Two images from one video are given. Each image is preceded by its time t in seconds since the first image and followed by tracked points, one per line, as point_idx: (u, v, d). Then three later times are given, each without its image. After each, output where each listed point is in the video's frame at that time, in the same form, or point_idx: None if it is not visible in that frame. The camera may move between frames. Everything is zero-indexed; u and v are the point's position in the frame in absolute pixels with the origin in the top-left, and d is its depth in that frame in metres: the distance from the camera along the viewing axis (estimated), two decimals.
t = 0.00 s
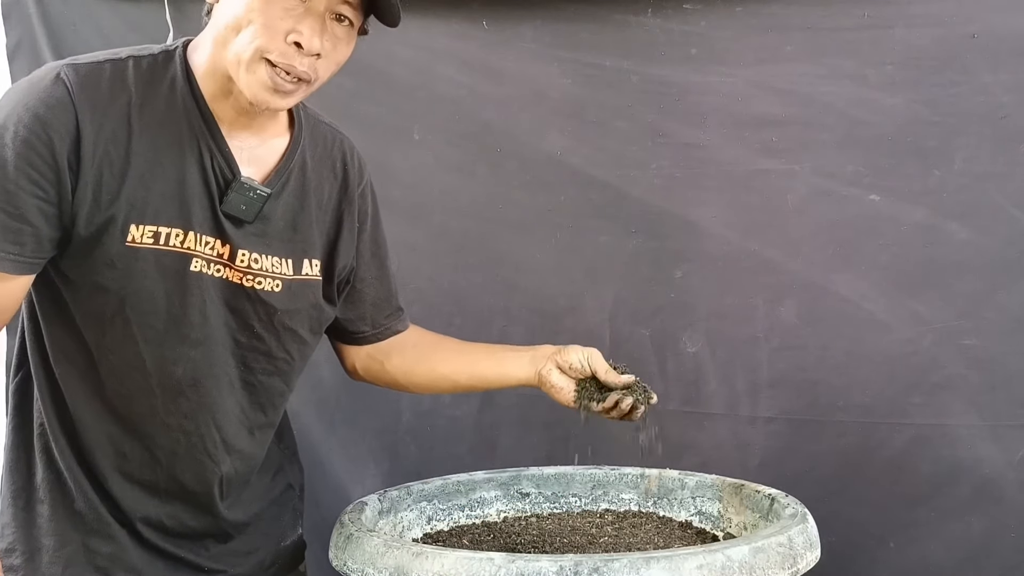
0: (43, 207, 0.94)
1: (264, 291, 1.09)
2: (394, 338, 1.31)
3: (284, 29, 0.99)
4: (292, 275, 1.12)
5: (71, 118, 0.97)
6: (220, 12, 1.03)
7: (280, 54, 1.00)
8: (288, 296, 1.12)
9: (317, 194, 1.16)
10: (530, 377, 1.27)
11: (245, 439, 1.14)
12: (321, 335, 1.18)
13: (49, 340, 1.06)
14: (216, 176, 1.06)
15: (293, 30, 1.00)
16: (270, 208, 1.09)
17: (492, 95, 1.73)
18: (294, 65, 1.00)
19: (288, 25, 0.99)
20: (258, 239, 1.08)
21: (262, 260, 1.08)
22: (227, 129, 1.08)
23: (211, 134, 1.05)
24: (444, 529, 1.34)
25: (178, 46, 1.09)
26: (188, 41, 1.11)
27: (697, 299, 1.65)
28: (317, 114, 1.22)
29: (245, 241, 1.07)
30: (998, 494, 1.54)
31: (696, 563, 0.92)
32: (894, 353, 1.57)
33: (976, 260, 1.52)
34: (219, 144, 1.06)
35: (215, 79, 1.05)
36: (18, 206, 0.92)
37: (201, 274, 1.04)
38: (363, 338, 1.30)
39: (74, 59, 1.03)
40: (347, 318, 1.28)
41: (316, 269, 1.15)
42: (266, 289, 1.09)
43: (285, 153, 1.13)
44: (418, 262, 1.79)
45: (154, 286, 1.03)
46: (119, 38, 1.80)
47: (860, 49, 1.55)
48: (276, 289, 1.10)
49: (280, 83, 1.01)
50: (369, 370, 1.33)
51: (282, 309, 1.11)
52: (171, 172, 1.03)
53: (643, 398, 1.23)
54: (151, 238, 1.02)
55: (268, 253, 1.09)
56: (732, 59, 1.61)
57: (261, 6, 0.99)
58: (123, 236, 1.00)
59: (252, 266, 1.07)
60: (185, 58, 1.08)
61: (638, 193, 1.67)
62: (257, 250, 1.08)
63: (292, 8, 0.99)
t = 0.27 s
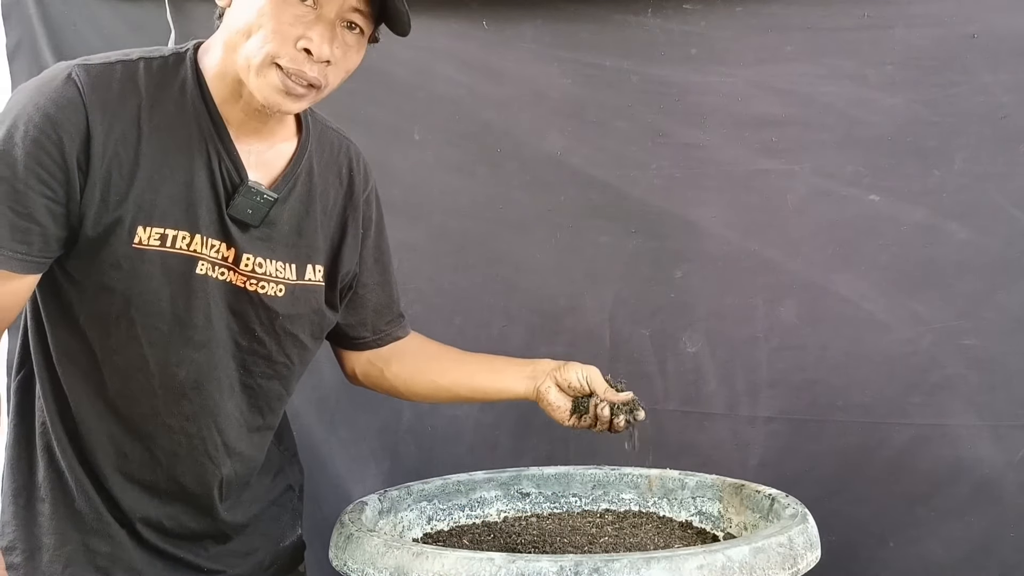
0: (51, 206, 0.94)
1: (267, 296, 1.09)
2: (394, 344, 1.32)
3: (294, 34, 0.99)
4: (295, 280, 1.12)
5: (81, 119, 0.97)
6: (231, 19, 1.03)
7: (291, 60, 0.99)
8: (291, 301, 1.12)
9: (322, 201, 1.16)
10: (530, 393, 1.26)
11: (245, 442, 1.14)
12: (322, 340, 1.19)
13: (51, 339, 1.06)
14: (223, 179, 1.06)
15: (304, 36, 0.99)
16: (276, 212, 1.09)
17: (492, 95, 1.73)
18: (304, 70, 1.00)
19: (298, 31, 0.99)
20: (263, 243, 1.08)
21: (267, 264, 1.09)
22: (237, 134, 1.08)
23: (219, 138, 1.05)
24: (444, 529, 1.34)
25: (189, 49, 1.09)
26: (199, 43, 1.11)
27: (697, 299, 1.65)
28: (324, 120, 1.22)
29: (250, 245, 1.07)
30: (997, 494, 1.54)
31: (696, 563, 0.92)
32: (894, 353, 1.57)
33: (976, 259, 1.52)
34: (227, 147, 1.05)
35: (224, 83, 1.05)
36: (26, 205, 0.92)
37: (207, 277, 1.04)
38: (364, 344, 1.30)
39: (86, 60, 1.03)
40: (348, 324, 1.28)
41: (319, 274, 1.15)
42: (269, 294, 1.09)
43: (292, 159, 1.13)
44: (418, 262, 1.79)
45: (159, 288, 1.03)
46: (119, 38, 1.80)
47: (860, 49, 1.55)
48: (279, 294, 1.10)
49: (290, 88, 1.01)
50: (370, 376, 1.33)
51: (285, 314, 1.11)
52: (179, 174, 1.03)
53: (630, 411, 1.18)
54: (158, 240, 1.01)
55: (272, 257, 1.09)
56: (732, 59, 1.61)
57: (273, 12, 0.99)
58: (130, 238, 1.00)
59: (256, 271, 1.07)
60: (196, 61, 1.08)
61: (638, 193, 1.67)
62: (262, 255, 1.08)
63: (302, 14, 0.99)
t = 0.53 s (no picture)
0: (57, 208, 0.94)
1: (270, 299, 1.09)
2: (398, 347, 1.31)
3: (305, 39, 0.99)
4: (299, 284, 1.12)
5: (88, 121, 0.97)
6: (239, 23, 1.03)
7: (302, 64, 0.99)
8: (294, 305, 1.12)
9: (326, 205, 1.16)
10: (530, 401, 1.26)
11: (245, 445, 1.14)
12: (325, 344, 1.19)
13: (53, 339, 1.06)
14: (228, 183, 1.06)
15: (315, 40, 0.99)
16: (280, 216, 1.09)
17: (492, 95, 1.73)
18: (315, 74, 1.00)
19: (308, 35, 0.99)
20: (267, 247, 1.09)
21: (270, 268, 1.09)
22: (243, 137, 1.08)
23: (225, 141, 1.05)
24: (444, 529, 1.34)
25: (196, 50, 1.09)
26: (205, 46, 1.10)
27: (697, 300, 1.66)
28: (330, 122, 1.22)
29: (254, 248, 1.07)
30: (997, 493, 1.54)
31: (696, 563, 0.92)
32: (894, 353, 1.57)
33: (975, 259, 1.52)
34: (233, 151, 1.05)
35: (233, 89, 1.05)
36: (32, 207, 0.92)
37: (211, 280, 1.05)
38: (365, 348, 1.30)
39: (93, 61, 1.03)
40: (349, 327, 1.28)
41: (322, 278, 1.15)
42: (272, 298, 1.09)
43: (297, 163, 1.13)
44: (418, 262, 1.79)
45: (163, 291, 1.03)
46: (119, 38, 1.80)
47: (860, 49, 1.55)
48: (282, 298, 1.10)
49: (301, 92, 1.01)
50: (373, 380, 1.33)
51: (287, 318, 1.12)
52: (186, 177, 1.03)
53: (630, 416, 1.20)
54: (163, 243, 1.01)
55: (276, 261, 1.09)
56: (732, 59, 1.61)
57: (282, 17, 0.99)
58: (135, 240, 1.00)
59: (259, 274, 1.08)
60: (203, 64, 1.07)
61: (639, 194, 1.67)
62: (265, 258, 1.08)
63: (311, 18, 0.99)
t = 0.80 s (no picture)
0: (62, 210, 0.94)
1: (272, 303, 1.09)
2: (399, 350, 1.31)
3: (314, 46, 0.99)
4: (300, 288, 1.12)
5: (93, 123, 0.97)
6: (246, 30, 1.03)
7: (312, 72, 0.99)
8: (296, 308, 1.12)
9: (329, 208, 1.16)
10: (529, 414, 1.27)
11: (245, 448, 1.14)
12: (326, 346, 1.19)
13: (55, 340, 1.06)
14: (231, 186, 1.05)
15: (325, 47, 0.99)
16: (283, 220, 1.09)
17: (492, 96, 1.73)
18: (324, 82, 1.00)
19: (317, 42, 0.99)
20: (269, 250, 1.08)
21: (272, 272, 1.08)
22: (247, 141, 1.08)
23: (228, 144, 1.05)
24: (444, 529, 1.34)
25: (201, 53, 1.09)
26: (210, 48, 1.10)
27: (696, 300, 1.66)
28: (333, 126, 1.22)
29: (257, 252, 1.07)
30: (996, 493, 1.54)
31: (696, 563, 0.93)
32: (893, 353, 1.57)
33: (975, 259, 1.52)
34: (236, 153, 1.05)
35: (241, 96, 1.05)
36: (36, 209, 0.92)
37: (213, 283, 1.04)
38: (367, 351, 1.30)
39: (99, 63, 1.03)
40: (351, 330, 1.28)
41: (324, 282, 1.14)
42: (274, 301, 1.09)
43: (301, 166, 1.12)
44: (418, 262, 1.79)
45: (165, 294, 1.03)
46: (119, 38, 1.80)
47: (860, 49, 1.56)
48: (284, 301, 1.10)
49: (310, 99, 1.01)
50: (375, 384, 1.33)
51: (288, 321, 1.11)
52: (189, 180, 1.03)
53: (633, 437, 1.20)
54: (166, 246, 1.01)
55: (278, 264, 1.09)
56: (732, 59, 1.61)
57: (290, 24, 0.98)
58: (138, 243, 1.00)
59: (261, 278, 1.07)
60: (208, 66, 1.07)
61: (639, 194, 1.67)
62: (267, 262, 1.08)
63: (320, 26, 0.99)
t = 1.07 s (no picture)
0: (63, 211, 0.94)
1: (272, 306, 1.09)
2: (399, 352, 1.31)
3: (344, 78, 0.95)
4: (300, 291, 1.12)
5: (96, 125, 0.96)
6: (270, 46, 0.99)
7: (341, 105, 0.96)
8: (296, 311, 1.12)
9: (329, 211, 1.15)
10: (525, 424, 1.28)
11: (244, 450, 1.14)
12: (325, 349, 1.18)
13: (55, 340, 1.06)
14: (233, 189, 1.05)
15: (353, 80, 0.95)
16: (284, 223, 1.09)
17: (492, 96, 1.73)
18: (355, 114, 0.97)
19: (349, 76, 0.95)
20: (270, 253, 1.08)
21: (273, 275, 1.08)
22: (251, 146, 1.07)
23: (232, 147, 1.05)
24: (444, 529, 1.34)
25: (206, 54, 1.07)
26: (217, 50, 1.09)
27: (696, 300, 1.66)
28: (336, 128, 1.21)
29: (258, 255, 1.07)
30: (995, 492, 1.54)
31: (696, 563, 0.93)
32: (893, 352, 1.57)
33: (974, 259, 1.53)
34: (239, 157, 1.05)
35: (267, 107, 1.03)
36: (38, 210, 0.92)
37: (214, 286, 1.05)
38: (368, 353, 1.30)
39: (102, 64, 1.02)
40: (352, 333, 1.28)
41: (324, 285, 1.14)
42: (274, 304, 1.09)
43: (303, 169, 1.12)
44: (418, 262, 1.79)
45: (166, 296, 1.03)
46: (119, 38, 1.80)
47: (860, 49, 1.56)
48: (284, 304, 1.10)
49: (339, 126, 0.99)
50: (379, 390, 1.33)
51: (288, 324, 1.11)
52: (192, 183, 1.03)
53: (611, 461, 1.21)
54: (168, 248, 1.02)
55: (279, 268, 1.09)
56: (732, 59, 1.61)
57: (318, 56, 0.94)
58: (139, 246, 1.00)
59: (262, 281, 1.08)
60: (214, 69, 1.06)
61: (638, 194, 1.67)
62: (268, 265, 1.08)
63: (349, 59, 0.94)
